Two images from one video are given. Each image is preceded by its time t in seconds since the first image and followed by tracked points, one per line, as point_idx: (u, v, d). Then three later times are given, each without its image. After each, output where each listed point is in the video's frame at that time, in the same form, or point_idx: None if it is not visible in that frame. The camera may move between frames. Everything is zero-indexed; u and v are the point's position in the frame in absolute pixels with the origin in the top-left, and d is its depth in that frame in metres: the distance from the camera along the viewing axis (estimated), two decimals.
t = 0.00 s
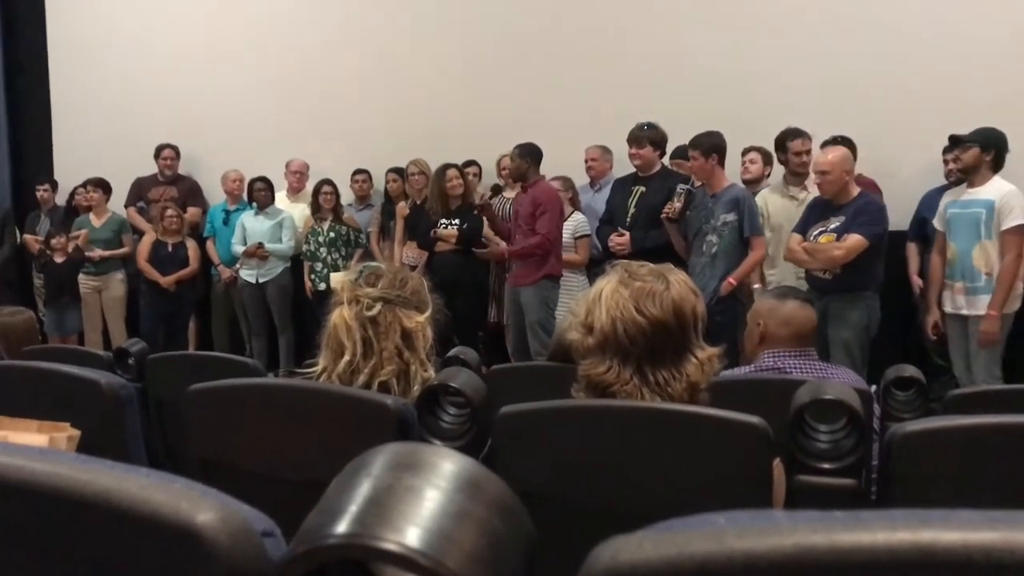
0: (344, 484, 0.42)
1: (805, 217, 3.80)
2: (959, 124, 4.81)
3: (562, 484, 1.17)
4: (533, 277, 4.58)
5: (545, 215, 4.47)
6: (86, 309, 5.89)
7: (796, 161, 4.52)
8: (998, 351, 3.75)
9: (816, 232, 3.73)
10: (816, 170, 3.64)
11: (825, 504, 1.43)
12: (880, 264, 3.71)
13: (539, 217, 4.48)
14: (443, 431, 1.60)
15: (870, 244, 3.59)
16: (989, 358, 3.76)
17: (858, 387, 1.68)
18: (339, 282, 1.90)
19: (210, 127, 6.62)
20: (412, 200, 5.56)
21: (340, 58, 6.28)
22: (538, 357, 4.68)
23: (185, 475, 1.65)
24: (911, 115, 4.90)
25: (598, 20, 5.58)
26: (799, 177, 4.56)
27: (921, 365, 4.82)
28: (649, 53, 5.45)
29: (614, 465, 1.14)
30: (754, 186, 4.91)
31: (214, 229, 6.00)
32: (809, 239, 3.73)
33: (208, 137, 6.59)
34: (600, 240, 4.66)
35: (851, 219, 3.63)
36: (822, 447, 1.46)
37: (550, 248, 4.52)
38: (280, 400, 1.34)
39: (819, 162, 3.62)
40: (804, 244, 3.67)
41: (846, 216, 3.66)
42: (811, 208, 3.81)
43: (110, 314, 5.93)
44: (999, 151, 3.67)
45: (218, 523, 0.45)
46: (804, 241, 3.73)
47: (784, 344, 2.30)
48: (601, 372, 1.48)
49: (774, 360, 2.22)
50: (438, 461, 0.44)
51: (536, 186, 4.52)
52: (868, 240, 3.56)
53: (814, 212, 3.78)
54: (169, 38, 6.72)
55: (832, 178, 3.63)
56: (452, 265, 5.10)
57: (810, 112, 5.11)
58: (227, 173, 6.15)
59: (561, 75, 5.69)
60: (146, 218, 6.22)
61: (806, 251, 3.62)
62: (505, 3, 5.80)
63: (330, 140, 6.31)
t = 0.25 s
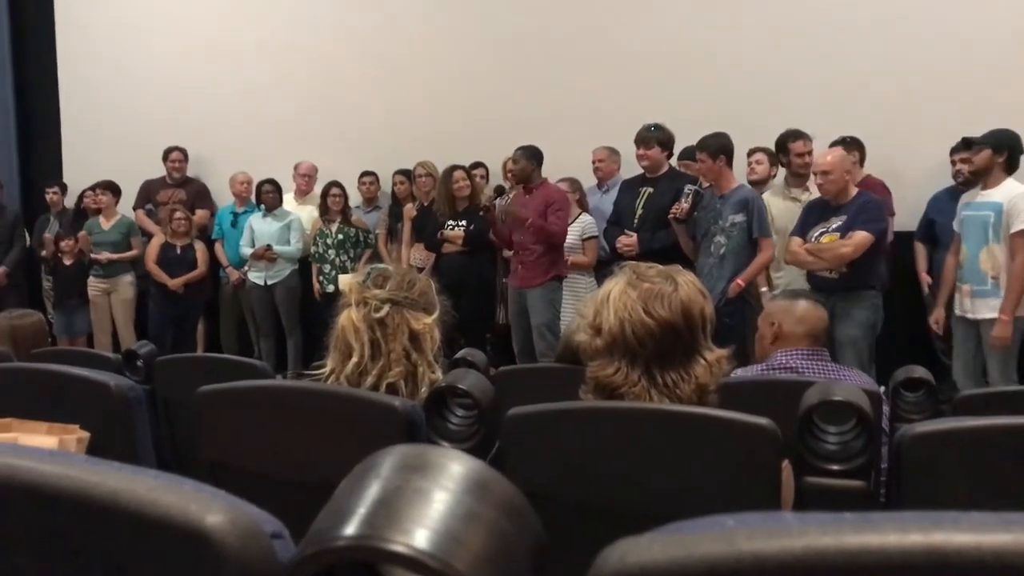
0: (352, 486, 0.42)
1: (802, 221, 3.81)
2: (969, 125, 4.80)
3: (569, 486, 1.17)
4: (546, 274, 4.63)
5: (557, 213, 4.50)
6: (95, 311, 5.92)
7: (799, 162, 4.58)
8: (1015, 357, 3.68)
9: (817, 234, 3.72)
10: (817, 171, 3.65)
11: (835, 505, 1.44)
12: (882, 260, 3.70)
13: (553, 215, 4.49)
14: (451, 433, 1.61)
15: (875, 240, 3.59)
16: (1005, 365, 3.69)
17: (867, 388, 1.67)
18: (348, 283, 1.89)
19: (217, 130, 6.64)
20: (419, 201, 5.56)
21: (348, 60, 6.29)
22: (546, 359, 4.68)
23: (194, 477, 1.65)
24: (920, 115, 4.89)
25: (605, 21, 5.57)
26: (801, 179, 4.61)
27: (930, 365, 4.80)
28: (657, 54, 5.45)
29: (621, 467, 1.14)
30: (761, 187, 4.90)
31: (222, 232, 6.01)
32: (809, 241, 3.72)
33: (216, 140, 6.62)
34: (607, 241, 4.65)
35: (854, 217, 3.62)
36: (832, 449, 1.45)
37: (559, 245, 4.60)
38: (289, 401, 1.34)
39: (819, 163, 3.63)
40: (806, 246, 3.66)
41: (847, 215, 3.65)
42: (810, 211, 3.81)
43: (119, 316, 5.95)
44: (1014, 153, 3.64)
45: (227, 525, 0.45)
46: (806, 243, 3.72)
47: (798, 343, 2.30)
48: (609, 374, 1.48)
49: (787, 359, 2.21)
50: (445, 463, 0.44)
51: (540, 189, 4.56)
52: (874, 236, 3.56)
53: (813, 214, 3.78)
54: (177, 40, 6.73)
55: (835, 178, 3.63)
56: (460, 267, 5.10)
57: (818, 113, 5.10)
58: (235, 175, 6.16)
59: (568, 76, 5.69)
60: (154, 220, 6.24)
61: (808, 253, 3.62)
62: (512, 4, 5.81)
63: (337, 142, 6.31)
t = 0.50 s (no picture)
0: (361, 486, 0.42)
1: (805, 223, 3.79)
2: (978, 125, 4.78)
3: (577, 487, 1.17)
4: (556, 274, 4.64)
5: (568, 214, 4.50)
6: (104, 312, 5.94)
7: (810, 162, 4.57)
8: None
9: (824, 234, 3.70)
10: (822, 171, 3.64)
11: (843, 506, 1.44)
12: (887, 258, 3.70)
13: (564, 216, 4.49)
14: (459, 434, 1.61)
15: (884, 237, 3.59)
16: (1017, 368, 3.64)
17: (876, 388, 1.66)
18: (355, 284, 1.90)
19: (225, 131, 6.66)
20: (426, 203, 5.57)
21: (355, 61, 6.30)
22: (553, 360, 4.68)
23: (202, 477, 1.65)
24: (929, 115, 4.87)
25: (612, 21, 5.57)
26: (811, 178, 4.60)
27: (939, 366, 4.79)
28: (664, 54, 5.44)
29: (629, 468, 1.14)
30: (768, 187, 4.90)
31: (231, 233, 6.03)
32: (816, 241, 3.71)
33: (224, 141, 6.63)
34: (615, 242, 4.63)
35: (862, 214, 3.61)
36: (841, 450, 1.45)
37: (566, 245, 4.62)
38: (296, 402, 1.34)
39: (824, 163, 3.63)
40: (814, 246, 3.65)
41: (853, 215, 3.64)
42: (812, 211, 3.79)
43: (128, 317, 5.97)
44: None
45: (235, 526, 0.45)
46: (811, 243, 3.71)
47: (809, 343, 2.29)
48: (617, 375, 1.48)
49: (797, 359, 2.20)
50: (453, 463, 0.44)
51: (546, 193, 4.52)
52: (884, 232, 3.57)
53: (815, 217, 3.76)
54: (185, 42, 6.75)
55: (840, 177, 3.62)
56: (467, 268, 5.10)
57: (826, 113, 5.09)
58: (243, 177, 6.18)
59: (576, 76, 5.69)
60: (162, 221, 6.26)
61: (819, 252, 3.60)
62: (519, 5, 5.82)
63: (345, 143, 6.33)
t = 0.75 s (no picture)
0: (370, 486, 0.42)
1: (811, 221, 3.78)
2: (986, 124, 4.76)
3: (585, 487, 1.17)
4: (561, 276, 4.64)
5: (572, 214, 4.58)
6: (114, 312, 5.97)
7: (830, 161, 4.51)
8: None
9: (831, 233, 3.69)
10: (830, 171, 3.62)
11: (848, 506, 1.43)
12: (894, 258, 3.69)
13: (567, 216, 4.57)
14: (467, 434, 1.61)
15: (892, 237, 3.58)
16: None
17: (885, 389, 1.66)
18: (363, 285, 1.90)
19: (233, 132, 6.67)
20: (434, 203, 5.57)
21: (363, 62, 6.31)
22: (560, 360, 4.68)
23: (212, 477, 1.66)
24: (937, 115, 4.86)
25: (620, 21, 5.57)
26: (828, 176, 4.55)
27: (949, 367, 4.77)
28: (671, 54, 5.44)
29: (636, 468, 1.14)
30: (776, 187, 4.89)
31: (239, 233, 6.05)
32: (823, 241, 3.69)
33: (232, 142, 6.65)
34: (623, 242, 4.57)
35: (869, 214, 3.61)
36: (850, 450, 1.44)
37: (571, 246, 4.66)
38: (304, 402, 1.35)
39: (833, 163, 3.61)
40: (822, 246, 3.64)
41: (860, 214, 3.63)
42: (818, 212, 3.78)
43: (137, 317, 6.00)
44: None
45: (244, 526, 0.45)
46: (818, 243, 3.70)
47: (816, 343, 2.28)
48: (625, 375, 1.48)
49: (806, 360, 2.19)
50: (462, 463, 0.44)
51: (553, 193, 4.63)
52: (892, 231, 3.56)
53: (822, 216, 3.75)
54: (192, 43, 6.77)
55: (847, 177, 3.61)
56: (474, 268, 5.11)
57: (834, 112, 5.07)
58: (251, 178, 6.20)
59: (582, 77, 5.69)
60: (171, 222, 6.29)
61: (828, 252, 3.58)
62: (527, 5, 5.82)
63: (352, 143, 6.33)
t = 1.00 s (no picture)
0: (382, 484, 0.43)
1: (819, 222, 3.77)
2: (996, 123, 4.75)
3: (594, 487, 1.17)
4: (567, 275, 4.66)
5: (575, 214, 4.56)
6: (125, 312, 6.00)
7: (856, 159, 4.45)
8: None
9: (839, 233, 3.68)
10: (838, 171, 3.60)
11: (860, 507, 1.42)
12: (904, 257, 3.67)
13: (570, 217, 4.55)
14: (476, 434, 1.61)
15: (900, 236, 3.56)
16: None
17: (895, 389, 1.65)
18: (373, 284, 1.91)
19: (242, 132, 6.69)
20: (443, 203, 5.58)
21: (371, 63, 6.33)
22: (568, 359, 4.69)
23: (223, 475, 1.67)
24: (948, 113, 4.84)
25: (629, 21, 5.58)
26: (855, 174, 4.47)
27: (959, 367, 4.75)
28: (680, 53, 5.43)
29: (646, 468, 1.14)
30: (785, 187, 4.88)
31: (249, 233, 6.07)
32: (831, 241, 3.68)
33: (241, 142, 6.68)
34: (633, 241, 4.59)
35: (877, 214, 3.59)
36: (860, 450, 1.44)
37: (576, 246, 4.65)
38: (314, 402, 1.35)
39: (841, 163, 3.59)
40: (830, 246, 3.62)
41: (868, 214, 3.62)
42: (826, 212, 3.76)
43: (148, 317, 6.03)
44: None
45: (256, 525, 0.45)
46: (827, 243, 3.68)
47: (824, 342, 2.28)
48: (634, 374, 1.48)
49: (815, 359, 2.19)
50: (474, 463, 0.44)
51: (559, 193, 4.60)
52: (899, 231, 3.54)
53: (830, 216, 3.74)
54: (201, 43, 6.80)
55: (855, 177, 3.59)
56: (483, 267, 5.11)
57: (843, 111, 5.06)
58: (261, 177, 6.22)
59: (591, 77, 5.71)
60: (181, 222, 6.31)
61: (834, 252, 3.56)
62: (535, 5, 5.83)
63: (361, 143, 6.35)
